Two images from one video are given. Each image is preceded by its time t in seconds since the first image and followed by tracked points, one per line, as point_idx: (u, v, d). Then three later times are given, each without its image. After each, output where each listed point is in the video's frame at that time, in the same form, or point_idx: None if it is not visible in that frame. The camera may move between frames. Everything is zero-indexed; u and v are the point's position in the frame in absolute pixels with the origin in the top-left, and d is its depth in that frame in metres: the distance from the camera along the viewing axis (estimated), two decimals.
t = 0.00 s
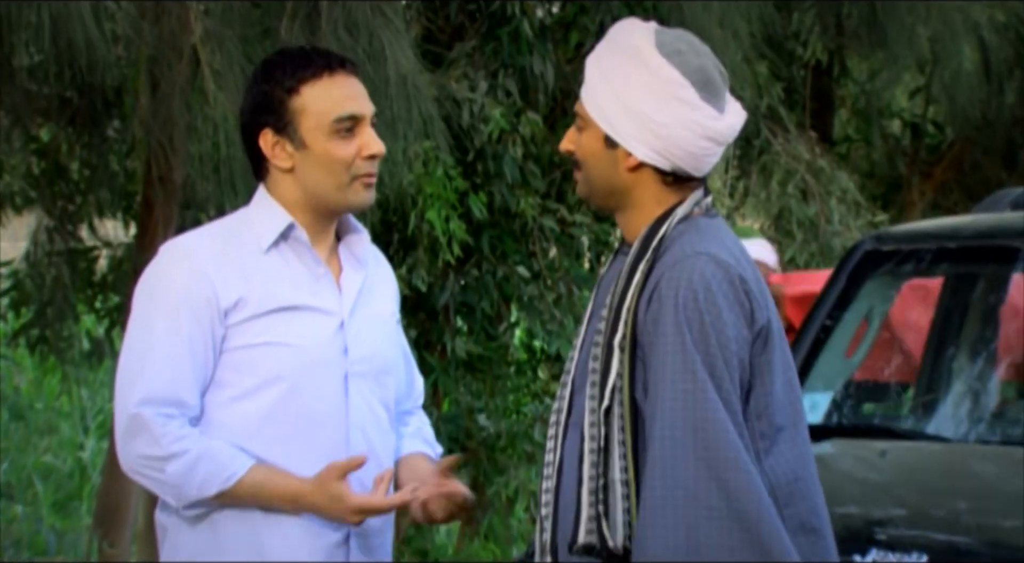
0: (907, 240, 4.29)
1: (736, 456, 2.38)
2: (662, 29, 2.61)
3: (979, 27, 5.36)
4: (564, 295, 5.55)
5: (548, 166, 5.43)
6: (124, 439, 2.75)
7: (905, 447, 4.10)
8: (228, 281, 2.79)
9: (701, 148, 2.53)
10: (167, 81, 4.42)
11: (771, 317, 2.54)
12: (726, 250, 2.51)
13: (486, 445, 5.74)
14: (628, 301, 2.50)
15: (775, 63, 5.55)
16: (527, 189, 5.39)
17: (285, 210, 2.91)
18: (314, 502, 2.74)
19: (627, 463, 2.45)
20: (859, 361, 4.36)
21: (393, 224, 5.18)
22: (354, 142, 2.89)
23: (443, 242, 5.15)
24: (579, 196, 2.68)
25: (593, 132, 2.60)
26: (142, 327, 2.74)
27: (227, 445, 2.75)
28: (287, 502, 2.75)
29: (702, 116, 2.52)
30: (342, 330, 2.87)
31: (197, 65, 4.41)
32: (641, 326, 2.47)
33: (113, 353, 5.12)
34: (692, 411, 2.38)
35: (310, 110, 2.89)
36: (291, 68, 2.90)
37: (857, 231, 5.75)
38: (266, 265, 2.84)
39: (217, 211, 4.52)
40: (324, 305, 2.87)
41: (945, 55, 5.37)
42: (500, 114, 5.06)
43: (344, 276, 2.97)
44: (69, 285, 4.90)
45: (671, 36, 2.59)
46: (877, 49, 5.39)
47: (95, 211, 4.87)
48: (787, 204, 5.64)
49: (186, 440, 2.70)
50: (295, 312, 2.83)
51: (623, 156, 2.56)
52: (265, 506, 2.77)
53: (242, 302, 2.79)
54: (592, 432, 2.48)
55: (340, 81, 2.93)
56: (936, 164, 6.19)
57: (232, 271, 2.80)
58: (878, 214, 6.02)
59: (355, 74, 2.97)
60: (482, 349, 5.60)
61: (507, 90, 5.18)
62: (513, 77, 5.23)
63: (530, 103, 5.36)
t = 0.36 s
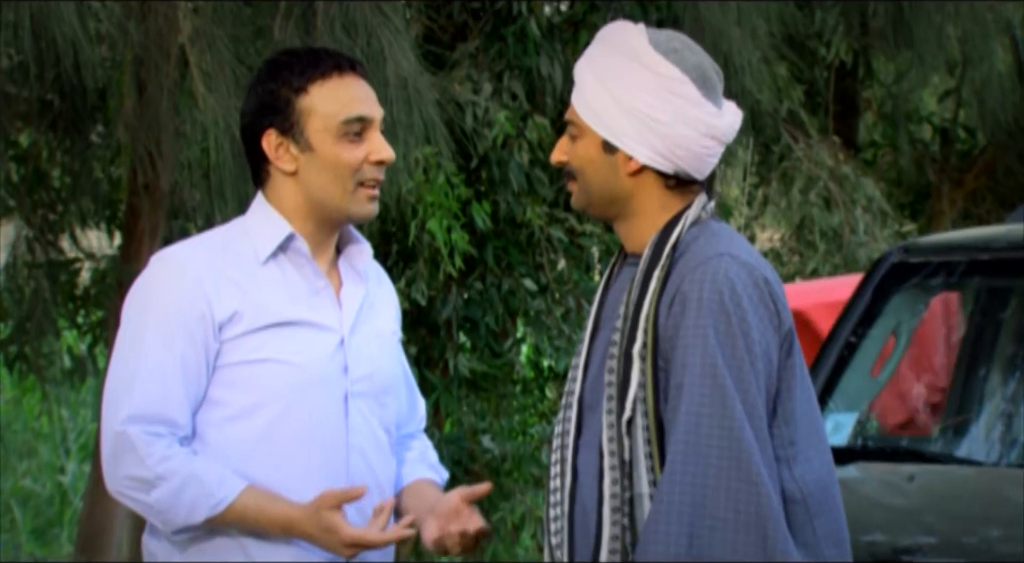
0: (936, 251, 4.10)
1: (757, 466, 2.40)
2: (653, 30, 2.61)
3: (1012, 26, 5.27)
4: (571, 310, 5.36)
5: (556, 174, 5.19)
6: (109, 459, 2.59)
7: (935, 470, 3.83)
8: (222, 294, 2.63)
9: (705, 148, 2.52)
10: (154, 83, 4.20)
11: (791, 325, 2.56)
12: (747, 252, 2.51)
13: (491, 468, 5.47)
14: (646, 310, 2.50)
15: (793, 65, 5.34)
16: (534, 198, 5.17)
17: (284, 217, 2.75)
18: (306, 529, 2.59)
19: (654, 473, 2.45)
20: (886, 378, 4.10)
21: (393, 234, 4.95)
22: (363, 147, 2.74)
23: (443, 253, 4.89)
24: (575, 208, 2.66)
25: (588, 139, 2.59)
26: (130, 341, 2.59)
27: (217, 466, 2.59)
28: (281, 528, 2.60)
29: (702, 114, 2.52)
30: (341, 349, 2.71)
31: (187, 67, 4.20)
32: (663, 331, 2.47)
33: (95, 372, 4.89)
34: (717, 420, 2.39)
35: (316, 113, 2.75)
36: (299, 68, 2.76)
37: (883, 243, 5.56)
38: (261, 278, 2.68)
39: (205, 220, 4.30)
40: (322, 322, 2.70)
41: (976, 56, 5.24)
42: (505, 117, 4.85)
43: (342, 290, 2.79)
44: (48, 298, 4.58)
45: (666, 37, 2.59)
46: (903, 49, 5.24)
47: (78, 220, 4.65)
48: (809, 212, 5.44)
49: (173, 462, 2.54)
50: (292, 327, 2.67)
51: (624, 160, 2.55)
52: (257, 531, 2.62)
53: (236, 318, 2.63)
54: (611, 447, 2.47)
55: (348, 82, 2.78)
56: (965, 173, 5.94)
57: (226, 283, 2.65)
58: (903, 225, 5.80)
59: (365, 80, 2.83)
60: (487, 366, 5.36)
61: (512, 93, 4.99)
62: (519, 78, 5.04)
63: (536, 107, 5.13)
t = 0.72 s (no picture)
0: (954, 261, 4.01)
1: (794, 468, 2.32)
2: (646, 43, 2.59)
3: None
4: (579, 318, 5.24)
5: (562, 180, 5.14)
6: (112, 468, 2.53)
7: (948, 483, 3.72)
8: (227, 302, 2.56)
9: (708, 154, 2.49)
10: (153, 88, 4.12)
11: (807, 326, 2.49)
12: (756, 253, 2.45)
13: (495, 480, 5.39)
14: (664, 315, 2.42)
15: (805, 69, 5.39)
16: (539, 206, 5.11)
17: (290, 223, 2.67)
18: (326, 528, 2.53)
19: (681, 483, 2.37)
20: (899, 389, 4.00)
21: (396, 242, 4.88)
22: (375, 155, 2.67)
23: (447, 261, 4.82)
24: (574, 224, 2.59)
25: (589, 151, 2.54)
26: (133, 349, 2.52)
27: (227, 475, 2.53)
28: (295, 534, 2.53)
29: (706, 120, 2.49)
30: (345, 358, 2.64)
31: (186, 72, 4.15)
32: (684, 336, 2.39)
33: (93, 383, 4.83)
34: (748, 424, 2.31)
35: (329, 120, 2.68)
36: (317, 73, 2.69)
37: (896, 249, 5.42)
38: (265, 286, 2.61)
39: (204, 226, 4.24)
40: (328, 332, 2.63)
41: (989, 60, 5.12)
42: (509, 122, 4.81)
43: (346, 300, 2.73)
44: (45, 307, 4.48)
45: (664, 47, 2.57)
46: (915, 54, 5.13)
47: (76, 226, 4.60)
48: (820, 219, 5.37)
49: (181, 469, 2.48)
50: (296, 337, 2.59)
51: (626, 169, 2.50)
52: (265, 542, 2.55)
53: (241, 325, 2.57)
54: (637, 459, 2.40)
55: (359, 91, 2.71)
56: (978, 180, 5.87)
57: (231, 291, 2.58)
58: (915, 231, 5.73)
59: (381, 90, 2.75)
60: (492, 375, 5.28)
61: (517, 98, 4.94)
62: (524, 82, 5.03)
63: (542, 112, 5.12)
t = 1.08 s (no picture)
0: (954, 267, 4.03)
1: (801, 477, 2.29)
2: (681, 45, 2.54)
3: None
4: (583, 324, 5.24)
5: (566, 185, 5.16)
6: (116, 471, 2.43)
7: (953, 489, 3.71)
8: (235, 306, 2.47)
9: (731, 161, 2.44)
10: (157, 93, 4.15)
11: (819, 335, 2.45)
12: (772, 263, 2.42)
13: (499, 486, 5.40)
14: (673, 320, 2.39)
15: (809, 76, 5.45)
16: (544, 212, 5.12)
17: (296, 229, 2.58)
18: (334, 535, 2.42)
19: (685, 488, 2.33)
20: (904, 396, 4.01)
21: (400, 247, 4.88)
22: (382, 162, 2.59)
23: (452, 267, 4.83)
24: (592, 222, 2.54)
25: (612, 149, 2.49)
26: (140, 352, 2.43)
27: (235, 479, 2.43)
28: (303, 540, 2.42)
29: (734, 126, 2.44)
30: (353, 364, 2.55)
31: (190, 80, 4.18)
32: (692, 341, 2.36)
33: (95, 388, 4.83)
34: (757, 432, 2.27)
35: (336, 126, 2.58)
36: (324, 78, 2.61)
37: (900, 254, 5.44)
38: (273, 292, 2.52)
39: (209, 233, 4.25)
40: (337, 337, 2.54)
41: (993, 64, 5.12)
42: (513, 128, 4.85)
43: (352, 305, 2.65)
44: (48, 313, 4.54)
45: (697, 51, 2.52)
46: (920, 58, 5.15)
47: (79, 233, 4.61)
48: (824, 224, 5.34)
49: (189, 474, 2.39)
50: (303, 342, 2.50)
51: (649, 170, 2.45)
52: (270, 548, 2.44)
53: (248, 329, 2.47)
54: (641, 462, 2.36)
55: (365, 97, 2.62)
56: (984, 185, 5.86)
57: (239, 295, 2.49)
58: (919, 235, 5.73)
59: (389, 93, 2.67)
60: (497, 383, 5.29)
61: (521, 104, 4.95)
62: (527, 88, 5.05)
63: (547, 117, 5.13)
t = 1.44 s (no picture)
0: (956, 272, 4.05)
1: (790, 491, 2.29)
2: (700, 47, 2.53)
3: None
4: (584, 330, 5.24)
5: (568, 191, 5.18)
6: (121, 478, 2.43)
7: (955, 494, 3.70)
8: (239, 311, 2.47)
9: (744, 169, 2.43)
10: (160, 99, 4.16)
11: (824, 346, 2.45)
12: (776, 271, 2.42)
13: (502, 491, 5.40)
14: (674, 328, 2.40)
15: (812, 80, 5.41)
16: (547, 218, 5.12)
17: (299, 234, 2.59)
18: (339, 540, 2.42)
19: (677, 497, 2.35)
20: (907, 401, 4.02)
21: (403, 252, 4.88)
22: (381, 167, 2.59)
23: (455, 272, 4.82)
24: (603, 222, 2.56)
25: (627, 150, 2.50)
26: (145, 358, 2.43)
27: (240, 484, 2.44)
28: (307, 545, 2.42)
29: (747, 135, 2.43)
30: (357, 369, 2.55)
31: (193, 85, 4.18)
32: (691, 351, 2.37)
33: (99, 393, 4.84)
34: (748, 443, 2.28)
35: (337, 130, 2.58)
36: (323, 84, 2.60)
37: (902, 259, 5.45)
38: (278, 298, 2.53)
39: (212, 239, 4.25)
40: (340, 342, 2.55)
41: (996, 69, 5.13)
42: (516, 134, 4.86)
43: (356, 309, 2.65)
44: (51, 318, 4.55)
45: (717, 55, 2.51)
46: (922, 64, 5.18)
47: (81, 239, 4.61)
48: (827, 229, 5.34)
49: (193, 480, 2.39)
50: (307, 347, 2.50)
51: (661, 174, 2.45)
52: (274, 552, 2.44)
53: (250, 334, 2.48)
54: (640, 470, 2.38)
55: (365, 103, 2.61)
56: (987, 191, 5.87)
57: (243, 301, 2.49)
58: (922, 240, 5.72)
59: (389, 97, 2.67)
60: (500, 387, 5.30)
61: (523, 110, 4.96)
62: (530, 93, 5.05)
63: (550, 122, 5.13)
